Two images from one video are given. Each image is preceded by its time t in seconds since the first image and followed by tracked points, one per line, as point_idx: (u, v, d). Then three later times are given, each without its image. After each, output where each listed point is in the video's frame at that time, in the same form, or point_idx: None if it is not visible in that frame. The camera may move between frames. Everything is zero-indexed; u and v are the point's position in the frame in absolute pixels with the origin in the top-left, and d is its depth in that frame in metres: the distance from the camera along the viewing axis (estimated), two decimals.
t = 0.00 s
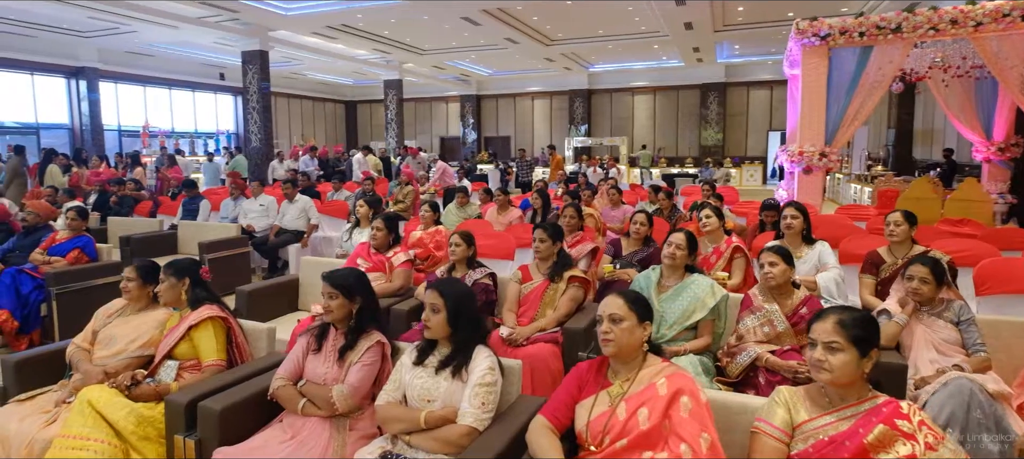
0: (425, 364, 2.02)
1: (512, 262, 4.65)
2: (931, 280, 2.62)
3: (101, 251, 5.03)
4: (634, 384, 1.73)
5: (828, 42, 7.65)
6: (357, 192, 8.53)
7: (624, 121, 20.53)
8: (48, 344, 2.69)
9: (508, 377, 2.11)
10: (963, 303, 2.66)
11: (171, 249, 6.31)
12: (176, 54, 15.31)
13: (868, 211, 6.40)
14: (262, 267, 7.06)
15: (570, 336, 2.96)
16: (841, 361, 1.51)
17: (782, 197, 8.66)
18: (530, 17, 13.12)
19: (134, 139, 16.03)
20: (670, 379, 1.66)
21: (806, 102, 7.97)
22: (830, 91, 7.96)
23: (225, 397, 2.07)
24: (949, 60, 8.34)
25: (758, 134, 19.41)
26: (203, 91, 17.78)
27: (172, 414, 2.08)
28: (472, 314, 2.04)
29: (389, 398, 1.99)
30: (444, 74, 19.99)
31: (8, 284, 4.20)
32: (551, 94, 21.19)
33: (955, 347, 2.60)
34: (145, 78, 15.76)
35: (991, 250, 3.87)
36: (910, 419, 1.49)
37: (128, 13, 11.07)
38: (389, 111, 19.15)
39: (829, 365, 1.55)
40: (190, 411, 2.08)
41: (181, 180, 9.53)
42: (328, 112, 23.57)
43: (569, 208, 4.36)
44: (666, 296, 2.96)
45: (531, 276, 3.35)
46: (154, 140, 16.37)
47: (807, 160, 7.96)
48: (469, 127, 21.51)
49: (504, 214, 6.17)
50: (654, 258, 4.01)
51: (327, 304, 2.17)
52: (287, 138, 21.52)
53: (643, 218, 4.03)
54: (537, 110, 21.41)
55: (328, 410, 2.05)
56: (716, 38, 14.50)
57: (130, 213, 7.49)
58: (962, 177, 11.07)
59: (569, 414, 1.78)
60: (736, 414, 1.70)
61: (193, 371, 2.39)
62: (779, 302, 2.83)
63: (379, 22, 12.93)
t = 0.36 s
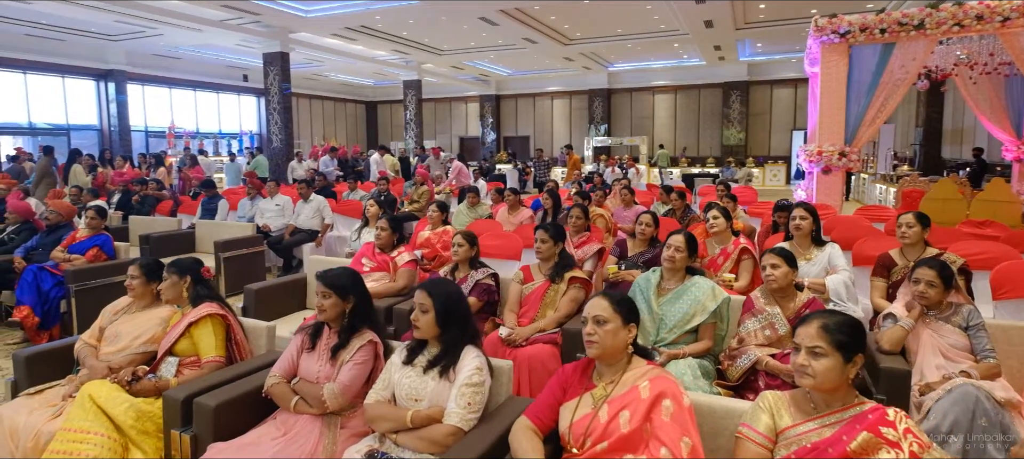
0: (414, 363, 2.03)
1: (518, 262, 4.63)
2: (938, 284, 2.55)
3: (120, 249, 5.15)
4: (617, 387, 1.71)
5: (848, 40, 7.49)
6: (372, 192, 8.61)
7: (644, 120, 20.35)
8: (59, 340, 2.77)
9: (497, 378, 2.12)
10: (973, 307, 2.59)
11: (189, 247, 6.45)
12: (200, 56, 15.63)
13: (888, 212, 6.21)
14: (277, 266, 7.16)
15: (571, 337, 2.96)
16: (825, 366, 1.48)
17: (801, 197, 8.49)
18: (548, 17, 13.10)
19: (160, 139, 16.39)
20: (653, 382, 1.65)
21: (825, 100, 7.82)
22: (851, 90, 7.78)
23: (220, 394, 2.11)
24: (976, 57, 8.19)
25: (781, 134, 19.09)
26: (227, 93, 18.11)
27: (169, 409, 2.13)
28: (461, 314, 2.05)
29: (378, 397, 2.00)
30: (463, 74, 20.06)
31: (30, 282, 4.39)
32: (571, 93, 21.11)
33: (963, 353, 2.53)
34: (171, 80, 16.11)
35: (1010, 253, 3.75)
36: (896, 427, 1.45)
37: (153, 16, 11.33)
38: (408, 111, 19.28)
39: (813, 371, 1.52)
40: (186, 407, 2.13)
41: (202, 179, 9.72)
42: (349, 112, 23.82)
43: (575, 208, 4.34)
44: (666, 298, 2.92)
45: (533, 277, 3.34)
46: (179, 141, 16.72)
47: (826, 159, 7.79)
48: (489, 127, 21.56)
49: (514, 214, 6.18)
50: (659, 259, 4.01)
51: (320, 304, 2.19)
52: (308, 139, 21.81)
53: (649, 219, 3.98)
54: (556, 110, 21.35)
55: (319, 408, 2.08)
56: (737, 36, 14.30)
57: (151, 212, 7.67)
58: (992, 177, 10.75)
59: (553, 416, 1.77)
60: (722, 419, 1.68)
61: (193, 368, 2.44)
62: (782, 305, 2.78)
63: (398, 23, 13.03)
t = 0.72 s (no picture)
0: (401, 360, 2.04)
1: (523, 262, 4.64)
2: (942, 286, 2.48)
3: (134, 247, 5.25)
4: (599, 386, 1.70)
5: (867, 37, 7.33)
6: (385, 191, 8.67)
7: (663, 120, 20.15)
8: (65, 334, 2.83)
9: (485, 377, 2.11)
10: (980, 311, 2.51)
11: (204, 245, 6.56)
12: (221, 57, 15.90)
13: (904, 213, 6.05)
14: (289, 263, 7.25)
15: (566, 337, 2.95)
16: (805, 368, 1.45)
17: (818, 198, 8.33)
18: (564, 16, 13.06)
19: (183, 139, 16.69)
20: (633, 383, 1.63)
21: (842, 99, 7.64)
22: (869, 88, 7.61)
23: (211, 389, 2.14)
24: (1001, 54, 7.93)
25: (803, 133, 18.78)
26: (247, 93, 18.40)
27: (163, 402, 2.16)
28: (447, 313, 2.05)
29: (365, 394, 2.02)
30: (480, 74, 20.10)
31: (47, 277, 4.50)
32: (589, 93, 21.01)
33: (968, 358, 2.46)
34: (193, 81, 16.41)
35: None
36: (879, 432, 1.41)
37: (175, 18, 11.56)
38: (425, 111, 19.38)
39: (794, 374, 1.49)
40: (178, 401, 2.16)
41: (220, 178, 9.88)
42: (368, 112, 24.02)
43: (580, 207, 4.30)
44: (664, 300, 2.89)
45: (532, 276, 3.33)
46: (201, 141, 17.02)
47: (843, 159, 7.63)
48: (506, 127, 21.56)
49: (523, 214, 6.17)
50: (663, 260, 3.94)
51: (311, 301, 2.21)
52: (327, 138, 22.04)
53: (653, 219, 3.96)
54: (574, 110, 21.27)
55: (308, 404, 2.10)
56: (757, 34, 14.09)
57: (169, 210, 7.82)
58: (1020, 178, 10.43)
59: (534, 415, 1.76)
60: (705, 422, 1.66)
61: (189, 363, 2.48)
62: (781, 306, 2.73)
63: (414, 23, 13.10)
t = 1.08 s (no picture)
0: (389, 359, 2.04)
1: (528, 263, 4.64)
2: (947, 290, 2.42)
3: (148, 244, 5.35)
4: (579, 387, 1.69)
5: (886, 34, 7.17)
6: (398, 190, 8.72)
7: (682, 119, 19.93)
8: (71, 329, 2.90)
9: (472, 377, 2.11)
10: (987, 316, 2.44)
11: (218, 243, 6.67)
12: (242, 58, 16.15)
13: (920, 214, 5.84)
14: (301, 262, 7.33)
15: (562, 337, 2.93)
16: (784, 372, 1.42)
17: (835, 199, 8.16)
18: (581, 15, 13.00)
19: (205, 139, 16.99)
20: (613, 385, 1.61)
21: (860, 98, 7.47)
22: (889, 85, 7.43)
23: (205, 385, 2.17)
24: None
25: (826, 132, 18.44)
26: (268, 94, 18.67)
27: (158, 397, 2.20)
28: (435, 312, 2.05)
29: (351, 392, 2.03)
30: (498, 74, 20.11)
31: (63, 274, 4.61)
32: (607, 92, 20.88)
33: (974, 364, 2.39)
34: (215, 82, 16.70)
35: None
36: (860, 439, 1.37)
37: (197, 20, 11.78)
38: (442, 111, 19.45)
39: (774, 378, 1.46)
40: (173, 396, 2.20)
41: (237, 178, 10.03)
42: (386, 112, 24.19)
43: (585, 207, 4.27)
44: (662, 302, 2.85)
45: (532, 276, 3.33)
46: (222, 140, 17.30)
47: (861, 159, 7.45)
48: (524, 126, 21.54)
49: (531, 214, 6.16)
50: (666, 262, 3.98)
51: (302, 299, 2.23)
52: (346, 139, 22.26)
53: (656, 219, 3.94)
54: (592, 109, 21.15)
55: (297, 401, 2.12)
56: (778, 32, 13.86)
57: (186, 209, 7.97)
58: None
59: (516, 416, 1.75)
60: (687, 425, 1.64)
61: (187, 359, 2.52)
62: (781, 309, 2.68)
63: (430, 23, 13.17)
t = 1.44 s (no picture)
0: (375, 359, 2.05)
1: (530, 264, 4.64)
2: (948, 294, 2.35)
3: (160, 243, 5.45)
4: (558, 390, 1.68)
5: (904, 32, 7.02)
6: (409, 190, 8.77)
7: (700, 119, 19.71)
8: (75, 326, 2.96)
9: (459, 377, 2.12)
10: (989, 321, 2.38)
11: (230, 242, 6.77)
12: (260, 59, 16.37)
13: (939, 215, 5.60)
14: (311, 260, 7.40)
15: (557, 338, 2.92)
16: (759, 378, 1.40)
17: (851, 199, 8.01)
18: (596, 15, 12.94)
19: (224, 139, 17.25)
20: (590, 388, 1.60)
21: (877, 96, 7.32)
22: (906, 84, 7.27)
23: (197, 382, 2.21)
24: None
25: (848, 132, 18.10)
26: (286, 94, 18.90)
27: (152, 394, 2.24)
28: (422, 312, 2.05)
29: (338, 391, 2.04)
30: (513, 74, 20.10)
31: (76, 271, 4.72)
32: (623, 92, 20.74)
33: (975, 370, 2.33)
34: (234, 82, 16.95)
35: None
36: (836, 446, 1.35)
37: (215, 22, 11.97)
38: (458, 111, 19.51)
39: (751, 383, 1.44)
40: (166, 393, 2.23)
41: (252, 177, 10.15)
42: (403, 113, 24.35)
43: (588, 208, 4.24)
44: (658, 305, 2.82)
45: (530, 277, 3.33)
46: (241, 140, 17.55)
47: (877, 159, 7.30)
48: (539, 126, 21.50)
49: (539, 214, 6.14)
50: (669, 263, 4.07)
51: (293, 298, 2.25)
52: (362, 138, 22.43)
53: (659, 220, 3.88)
54: (608, 109, 21.05)
55: (286, 399, 2.14)
56: (797, 30, 13.66)
57: (201, 208, 8.10)
58: None
59: (495, 418, 1.75)
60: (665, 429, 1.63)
61: (184, 356, 2.56)
62: (778, 312, 2.64)
63: (445, 23, 13.22)
